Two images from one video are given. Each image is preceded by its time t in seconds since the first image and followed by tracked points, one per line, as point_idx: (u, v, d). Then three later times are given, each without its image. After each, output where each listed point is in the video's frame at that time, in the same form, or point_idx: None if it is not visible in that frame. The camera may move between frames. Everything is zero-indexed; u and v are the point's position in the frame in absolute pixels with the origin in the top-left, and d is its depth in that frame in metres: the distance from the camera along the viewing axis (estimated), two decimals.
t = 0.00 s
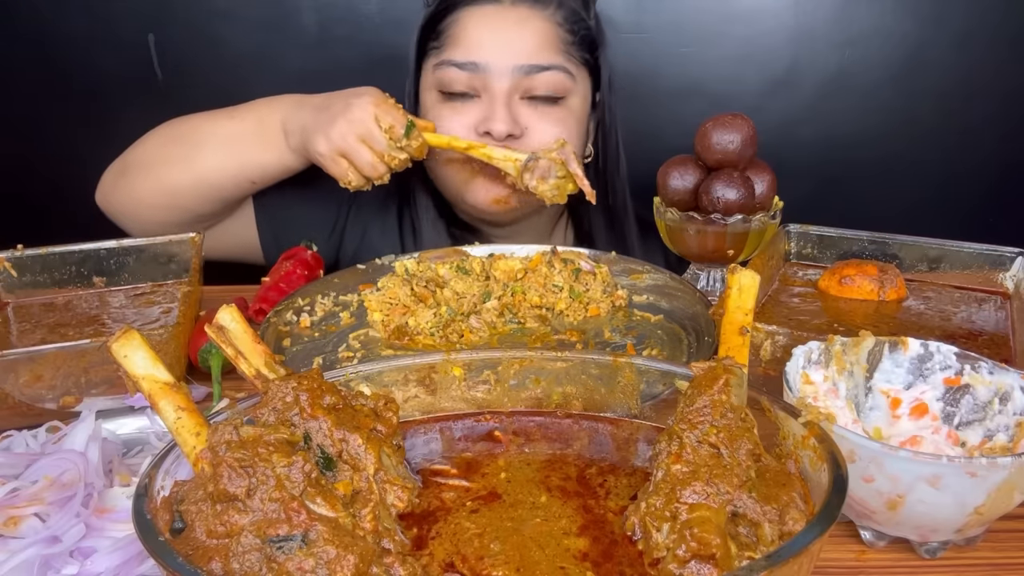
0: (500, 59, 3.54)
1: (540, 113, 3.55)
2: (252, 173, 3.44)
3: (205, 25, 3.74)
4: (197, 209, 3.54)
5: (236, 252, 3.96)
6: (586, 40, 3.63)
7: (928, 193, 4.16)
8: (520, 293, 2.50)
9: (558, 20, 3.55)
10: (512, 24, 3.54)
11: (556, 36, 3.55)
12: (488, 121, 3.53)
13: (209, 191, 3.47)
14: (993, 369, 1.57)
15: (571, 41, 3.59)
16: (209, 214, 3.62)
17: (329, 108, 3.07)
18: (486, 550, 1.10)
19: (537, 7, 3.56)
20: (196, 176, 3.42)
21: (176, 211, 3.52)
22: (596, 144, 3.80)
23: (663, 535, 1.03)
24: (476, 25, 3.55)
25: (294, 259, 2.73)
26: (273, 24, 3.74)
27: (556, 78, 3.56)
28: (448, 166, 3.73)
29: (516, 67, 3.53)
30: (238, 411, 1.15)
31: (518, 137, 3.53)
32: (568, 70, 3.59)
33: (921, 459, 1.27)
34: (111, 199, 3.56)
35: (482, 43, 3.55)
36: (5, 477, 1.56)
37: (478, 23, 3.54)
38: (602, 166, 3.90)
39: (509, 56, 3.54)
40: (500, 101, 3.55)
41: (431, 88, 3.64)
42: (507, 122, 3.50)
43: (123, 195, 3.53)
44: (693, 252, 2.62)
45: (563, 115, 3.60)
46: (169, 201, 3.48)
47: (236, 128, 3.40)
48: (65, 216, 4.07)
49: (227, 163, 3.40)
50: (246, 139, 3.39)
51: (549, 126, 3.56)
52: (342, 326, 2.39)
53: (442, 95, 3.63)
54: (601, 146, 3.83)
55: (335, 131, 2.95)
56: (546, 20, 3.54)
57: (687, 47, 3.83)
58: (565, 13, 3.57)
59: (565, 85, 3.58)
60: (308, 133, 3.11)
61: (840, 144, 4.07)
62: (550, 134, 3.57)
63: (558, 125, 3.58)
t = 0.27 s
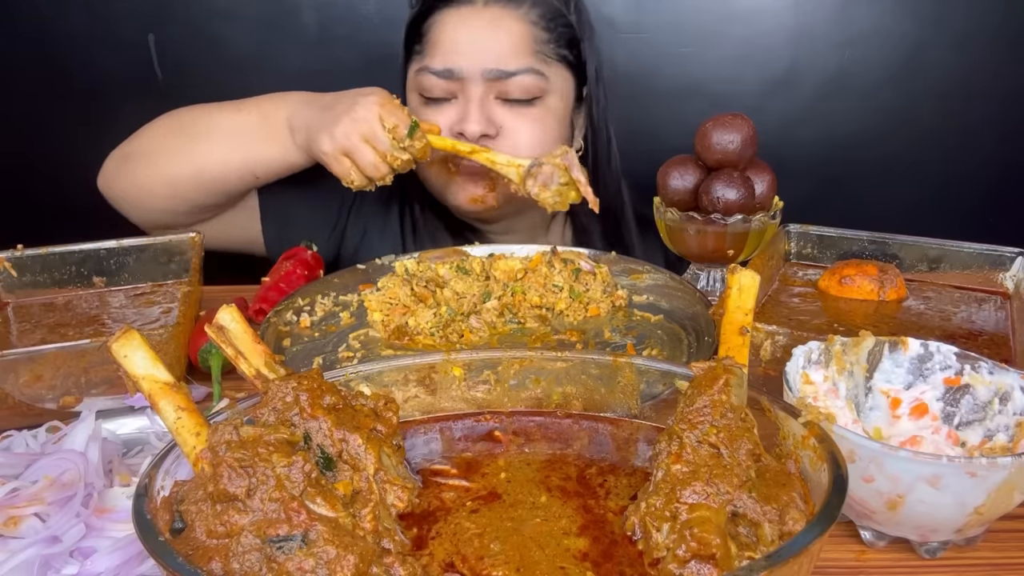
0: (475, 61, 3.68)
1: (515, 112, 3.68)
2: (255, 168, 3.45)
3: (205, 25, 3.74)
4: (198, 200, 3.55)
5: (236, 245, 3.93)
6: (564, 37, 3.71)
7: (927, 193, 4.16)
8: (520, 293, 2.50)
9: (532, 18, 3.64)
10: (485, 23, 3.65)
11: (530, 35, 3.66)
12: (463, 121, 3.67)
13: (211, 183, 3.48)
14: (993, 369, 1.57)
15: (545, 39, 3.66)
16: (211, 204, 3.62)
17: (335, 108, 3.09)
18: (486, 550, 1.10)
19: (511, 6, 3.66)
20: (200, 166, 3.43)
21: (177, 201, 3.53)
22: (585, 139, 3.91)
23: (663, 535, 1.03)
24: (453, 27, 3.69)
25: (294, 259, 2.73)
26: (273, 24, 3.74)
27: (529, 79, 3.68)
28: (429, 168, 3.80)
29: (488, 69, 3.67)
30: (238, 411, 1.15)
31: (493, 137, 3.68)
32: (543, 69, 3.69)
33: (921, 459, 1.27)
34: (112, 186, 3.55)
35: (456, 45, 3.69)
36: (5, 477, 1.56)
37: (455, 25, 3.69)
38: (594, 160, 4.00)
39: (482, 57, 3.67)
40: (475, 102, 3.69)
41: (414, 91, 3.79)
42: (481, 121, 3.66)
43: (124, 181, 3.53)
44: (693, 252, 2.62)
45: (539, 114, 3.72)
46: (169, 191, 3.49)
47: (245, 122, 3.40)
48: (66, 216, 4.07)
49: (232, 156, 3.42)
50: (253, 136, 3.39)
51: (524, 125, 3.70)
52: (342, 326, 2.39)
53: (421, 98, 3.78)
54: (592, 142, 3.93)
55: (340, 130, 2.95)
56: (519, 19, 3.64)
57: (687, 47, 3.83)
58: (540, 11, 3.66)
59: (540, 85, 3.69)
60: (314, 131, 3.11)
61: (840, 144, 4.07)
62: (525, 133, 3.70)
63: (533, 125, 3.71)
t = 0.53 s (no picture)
0: (494, 48, 3.51)
1: (532, 103, 3.54)
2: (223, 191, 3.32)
3: (205, 25, 3.74)
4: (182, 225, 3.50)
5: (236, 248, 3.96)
6: (581, 30, 3.61)
7: (928, 193, 4.17)
8: (520, 293, 2.50)
9: (552, 10, 3.53)
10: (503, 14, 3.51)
11: (550, 27, 3.53)
12: (480, 110, 3.53)
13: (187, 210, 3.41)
14: (993, 369, 1.57)
15: (564, 32, 3.55)
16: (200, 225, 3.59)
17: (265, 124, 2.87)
18: (486, 550, 1.10)
19: None
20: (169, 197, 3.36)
21: (156, 227, 3.49)
22: (590, 135, 3.81)
23: (663, 535, 1.03)
24: (473, 16, 3.55)
25: (294, 260, 2.73)
26: (273, 24, 3.74)
27: (548, 69, 3.54)
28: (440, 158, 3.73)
29: (508, 57, 3.51)
30: (238, 411, 1.15)
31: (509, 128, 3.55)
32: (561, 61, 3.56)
33: (921, 459, 1.27)
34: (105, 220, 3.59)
35: (475, 34, 3.53)
36: (5, 477, 1.56)
37: (477, 14, 3.54)
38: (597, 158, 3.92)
39: (502, 46, 3.51)
40: (494, 90, 3.52)
41: (429, 78, 3.63)
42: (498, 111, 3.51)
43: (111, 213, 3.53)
44: (693, 252, 2.62)
45: (555, 107, 3.59)
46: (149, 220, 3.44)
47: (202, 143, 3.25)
48: (66, 216, 4.07)
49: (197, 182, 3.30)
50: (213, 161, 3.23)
51: (541, 117, 3.56)
52: (342, 326, 2.39)
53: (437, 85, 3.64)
54: (596, 140, 3.84)
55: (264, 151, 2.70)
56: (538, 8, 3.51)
57: (687, 47, 3.83)
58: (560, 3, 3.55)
59: (560, 76, 3.56)
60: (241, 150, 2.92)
61: (840, 144, 4.07)
62: (542, 126, 3.57)
63: (550, 118, 3.58)
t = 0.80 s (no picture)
0: (518, 33, 3.49)
1: (550, 91, 3.53)
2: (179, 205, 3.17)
3: (205, 25, 3.74)
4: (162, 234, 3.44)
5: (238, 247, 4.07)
6: (603, 30, 3.63)
7: (928, 193, 4.17)
8: (520, 293, 2.50)
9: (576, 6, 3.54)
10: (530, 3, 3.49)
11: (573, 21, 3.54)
12: (496, 90, 3.50)
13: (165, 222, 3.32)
14: (993, 369, 1.57)
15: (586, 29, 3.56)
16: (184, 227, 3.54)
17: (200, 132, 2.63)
18: (486, 550, 1.10)
19: None
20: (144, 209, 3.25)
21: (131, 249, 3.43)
22: (601, 139, 3.84)
23: (663, 535, 1.03)
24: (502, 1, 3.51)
25: (294, 260, 2.73)
26: (273, 24, 3.75)
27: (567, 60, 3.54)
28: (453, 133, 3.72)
29: (531, 43, 3.50)
30: (238, 411, 1.15)
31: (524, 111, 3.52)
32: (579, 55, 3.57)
33: (921, 459, 1.27)
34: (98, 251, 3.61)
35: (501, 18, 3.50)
36: (5, 477, 1.56)
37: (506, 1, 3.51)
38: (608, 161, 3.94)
39: (526, 32, 3.49)
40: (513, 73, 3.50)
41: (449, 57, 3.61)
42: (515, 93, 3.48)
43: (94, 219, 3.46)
44: (693, 252, 2.62)
45: (571, 98, 3.59)
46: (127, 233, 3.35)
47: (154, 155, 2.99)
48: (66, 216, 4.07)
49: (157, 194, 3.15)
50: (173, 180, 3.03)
51: (556, 105, 3.55)
52: (342, 326, 2.39)
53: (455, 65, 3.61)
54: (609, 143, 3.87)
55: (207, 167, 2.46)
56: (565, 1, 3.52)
57: (687, 47, 3.83)
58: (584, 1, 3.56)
59: (578, 69, 3.57)
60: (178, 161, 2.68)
61: (840, 144, 4.07)
62: (555, 115, 3.56)
63: (566, 107, 3.58)
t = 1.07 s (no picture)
0: (522, 35, 3.56)
1: (552, 94, 3.60)
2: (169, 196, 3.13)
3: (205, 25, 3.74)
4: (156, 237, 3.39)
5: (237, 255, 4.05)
6: (610, 36, 3.67)
7: (928, 193, 4.17)
8: (520, 293, 2.50)
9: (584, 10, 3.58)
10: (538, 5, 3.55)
11: (579, 25, 3.58)
12: (496, 89, 3.58)
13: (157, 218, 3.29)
14: (993, 369, 1.57)
15: (592, 33, 3.61)
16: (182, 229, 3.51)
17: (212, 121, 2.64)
18: (486, 550, 1.10)
19: None
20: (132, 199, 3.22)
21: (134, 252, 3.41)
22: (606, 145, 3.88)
23: (663, 535, 1.03)
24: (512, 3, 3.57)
25: (294, 260, 2.73)
26: (273, 24, 3.75)
27: (569, 63, 3.60)
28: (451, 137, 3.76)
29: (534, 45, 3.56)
30: (238, 411, 1.15)
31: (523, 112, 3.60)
32: (582, 59, 3.63)
33: (921, 459, 1.27)
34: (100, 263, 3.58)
35: (509, 19, 3.57)
36: (5, 476, 1.56)
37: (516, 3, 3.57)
38: (612, 165, 3.97)
39: (530, 33, 3.56)
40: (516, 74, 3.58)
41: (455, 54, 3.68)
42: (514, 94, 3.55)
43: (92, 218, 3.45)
44: (693, 252, 2.62)
45: (571, 101, 3.66)
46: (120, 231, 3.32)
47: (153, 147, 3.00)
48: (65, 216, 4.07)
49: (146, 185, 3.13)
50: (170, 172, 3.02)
51: (555, 107, 3.63)
52: (342, 326, 2.39)
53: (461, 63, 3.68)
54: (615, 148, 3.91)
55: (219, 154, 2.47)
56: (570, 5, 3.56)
57: (687, 47, 3.83)
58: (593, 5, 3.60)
59: (579, 73, 3.63)
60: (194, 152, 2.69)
61: (840, 144, 4.07)
62: (554, 117, 3.63)
63: (565, 109, 3.65)
